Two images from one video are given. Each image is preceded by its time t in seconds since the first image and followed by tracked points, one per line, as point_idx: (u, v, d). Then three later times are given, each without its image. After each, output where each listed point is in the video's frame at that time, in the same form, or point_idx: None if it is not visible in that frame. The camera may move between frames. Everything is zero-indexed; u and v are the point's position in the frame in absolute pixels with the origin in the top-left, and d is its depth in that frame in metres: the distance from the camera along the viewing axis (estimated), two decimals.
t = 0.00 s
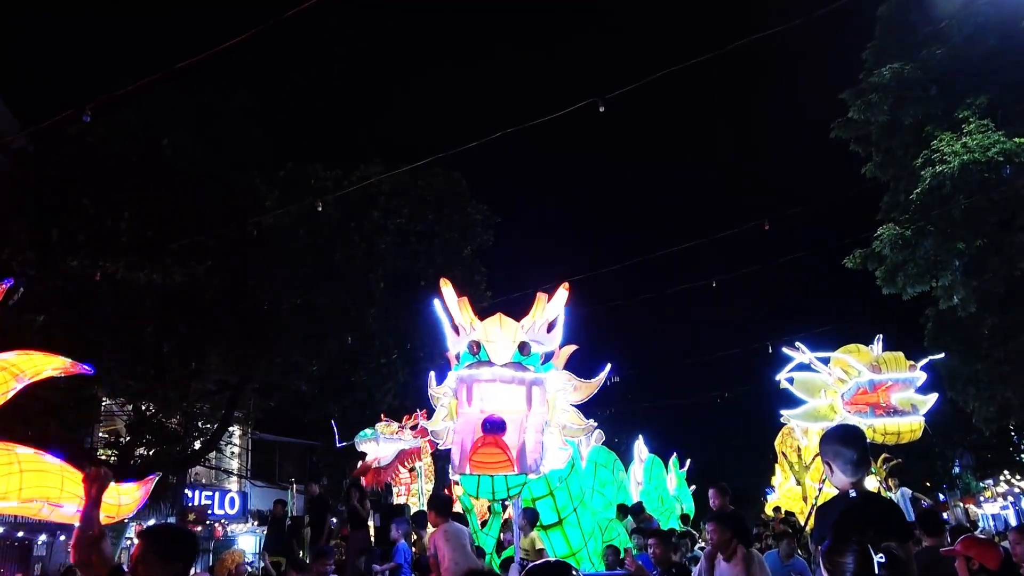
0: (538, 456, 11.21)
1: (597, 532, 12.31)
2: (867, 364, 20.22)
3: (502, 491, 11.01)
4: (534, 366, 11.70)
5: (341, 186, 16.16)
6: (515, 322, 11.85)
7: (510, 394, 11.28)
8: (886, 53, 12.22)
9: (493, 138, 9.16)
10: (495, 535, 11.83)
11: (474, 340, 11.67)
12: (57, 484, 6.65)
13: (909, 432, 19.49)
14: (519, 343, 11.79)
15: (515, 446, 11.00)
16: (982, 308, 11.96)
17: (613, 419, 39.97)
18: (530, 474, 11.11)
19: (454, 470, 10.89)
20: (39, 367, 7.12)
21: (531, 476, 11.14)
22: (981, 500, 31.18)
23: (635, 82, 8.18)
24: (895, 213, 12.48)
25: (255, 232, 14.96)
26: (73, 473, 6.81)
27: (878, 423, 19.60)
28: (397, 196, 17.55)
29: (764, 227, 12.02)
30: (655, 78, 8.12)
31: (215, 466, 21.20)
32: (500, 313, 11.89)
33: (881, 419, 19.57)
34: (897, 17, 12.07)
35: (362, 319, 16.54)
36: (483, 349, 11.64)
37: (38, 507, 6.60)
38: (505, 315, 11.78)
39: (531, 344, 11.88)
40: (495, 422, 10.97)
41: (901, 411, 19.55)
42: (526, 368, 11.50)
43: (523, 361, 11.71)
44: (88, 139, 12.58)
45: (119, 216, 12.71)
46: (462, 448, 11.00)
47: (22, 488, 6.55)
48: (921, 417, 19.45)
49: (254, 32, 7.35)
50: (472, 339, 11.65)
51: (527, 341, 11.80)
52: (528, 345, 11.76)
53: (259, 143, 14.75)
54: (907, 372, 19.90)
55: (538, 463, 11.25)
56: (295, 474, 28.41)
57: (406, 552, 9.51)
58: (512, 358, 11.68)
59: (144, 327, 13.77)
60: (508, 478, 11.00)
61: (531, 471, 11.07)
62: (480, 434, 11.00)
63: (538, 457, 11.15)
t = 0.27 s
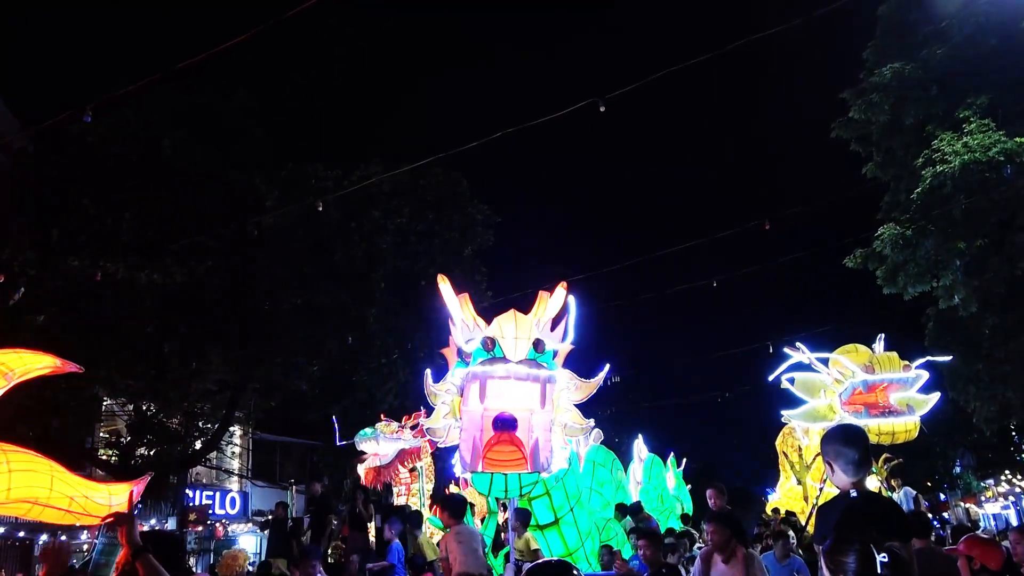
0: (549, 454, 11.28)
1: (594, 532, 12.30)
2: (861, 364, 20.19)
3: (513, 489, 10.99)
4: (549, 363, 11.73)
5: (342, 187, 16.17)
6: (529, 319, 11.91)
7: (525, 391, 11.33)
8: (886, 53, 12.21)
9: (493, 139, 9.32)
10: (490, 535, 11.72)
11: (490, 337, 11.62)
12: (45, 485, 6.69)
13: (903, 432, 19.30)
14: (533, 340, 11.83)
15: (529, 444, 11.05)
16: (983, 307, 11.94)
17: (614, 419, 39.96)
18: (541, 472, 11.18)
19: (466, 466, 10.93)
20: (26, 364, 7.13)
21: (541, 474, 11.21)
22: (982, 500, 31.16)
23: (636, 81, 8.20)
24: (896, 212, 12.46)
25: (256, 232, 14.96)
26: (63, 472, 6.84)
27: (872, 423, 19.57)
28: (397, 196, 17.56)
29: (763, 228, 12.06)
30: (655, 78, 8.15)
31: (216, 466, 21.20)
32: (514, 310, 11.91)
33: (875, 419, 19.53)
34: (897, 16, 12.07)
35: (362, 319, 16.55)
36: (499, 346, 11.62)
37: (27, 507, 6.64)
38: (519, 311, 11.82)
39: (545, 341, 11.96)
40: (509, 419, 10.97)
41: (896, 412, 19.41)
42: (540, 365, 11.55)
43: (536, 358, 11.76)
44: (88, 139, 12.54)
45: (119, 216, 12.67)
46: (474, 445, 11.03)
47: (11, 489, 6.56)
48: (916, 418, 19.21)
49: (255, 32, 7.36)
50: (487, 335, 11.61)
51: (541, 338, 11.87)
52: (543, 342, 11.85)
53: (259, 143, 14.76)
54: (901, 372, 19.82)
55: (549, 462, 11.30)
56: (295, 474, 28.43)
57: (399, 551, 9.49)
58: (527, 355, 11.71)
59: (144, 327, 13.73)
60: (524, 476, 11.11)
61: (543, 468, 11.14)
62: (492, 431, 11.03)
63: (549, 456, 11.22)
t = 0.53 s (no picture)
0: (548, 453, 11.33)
1: (592, 531, 12.26)
2: (853, 365, 20.23)
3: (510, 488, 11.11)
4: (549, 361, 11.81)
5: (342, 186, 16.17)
6: (530, 316, 11.96)
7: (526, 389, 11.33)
8: (887, 53, 12.20)
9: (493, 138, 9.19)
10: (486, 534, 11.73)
11: (490, 335, 11.65)
12: (33, 485, 6.76)
13: (897, 432, 19.34)
14: (533, 338, 11.88)
15: (529, 443, 11.08)
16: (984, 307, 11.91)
17: (615, 419, 39.93)
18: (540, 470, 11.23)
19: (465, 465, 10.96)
20: (15, 362, 7.28)
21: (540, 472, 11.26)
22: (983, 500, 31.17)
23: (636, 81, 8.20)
24: (897, 212, 12.44)
25: (256, 232, 14.94)
26: (51, 472, 6.95)
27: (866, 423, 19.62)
28: (397, 196, 17.56)
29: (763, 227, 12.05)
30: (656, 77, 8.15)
31: (217, 466, 21.19)
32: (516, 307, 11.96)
33: (869, 419, 19.53)
34: (898, 15, 12.05)
35: (363, 319, 16.54)
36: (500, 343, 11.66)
37: (14, 507, 6.68)
38: (521, 309, 11.87)
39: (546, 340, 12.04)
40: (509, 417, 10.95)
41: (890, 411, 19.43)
42: (541, 363, 11.57)
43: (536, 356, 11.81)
44: (89, 138, 12.51)
45: (120, 216, 12.65)
46: (474, 443, 11.01)
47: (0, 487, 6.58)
48: (909, 417, 19.26)
49: (256, 32, 7.35)
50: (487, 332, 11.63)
51: (542, 336, 11.93)
52: (543, 340, 11.91)
53: (260, 143, 14.74)
54: (892, 371, 19.90)
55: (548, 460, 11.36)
56: (296, 474, 28.43)
57: (393, 551, 9.38)
58: (527, 353, 11.76)
59: (144, 327, 13.69)
60: (523, 477, 11.25)
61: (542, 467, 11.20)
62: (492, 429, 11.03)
63: (549, 454, 11.28)
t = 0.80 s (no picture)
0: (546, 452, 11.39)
1: (589, 531, 12.28)
2: (843, 367, 20.43)
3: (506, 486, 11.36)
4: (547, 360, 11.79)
5: (343, 186, 16.18)
6: (527, 314, 11.95)
7: (523, 387, 11.34)
8: (888, 52, 12.19)
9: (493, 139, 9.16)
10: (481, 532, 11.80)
11: (487, 332, 11.63)
12: None
13: (889, 433, 19.55)
14: (531, 336, 11.86)
15: (526, 442, 11.14)
16: (985, 306, 11.91)
17: (616, 418, 39.90)
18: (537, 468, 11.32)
19: (462, 465, 11.05)
20: None
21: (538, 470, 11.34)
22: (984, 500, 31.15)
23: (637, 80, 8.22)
24: (897, 211, 12.43)
25: (257, 232, 14.95)
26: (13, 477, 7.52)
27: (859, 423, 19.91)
28: (398, 196, 17.59)
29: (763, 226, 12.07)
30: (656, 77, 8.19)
31: (218, 465, 21.20)
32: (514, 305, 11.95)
33: (861, 420, 19.78)
34: (899, 14, 12.03)
35: (364, 319, 16.56)
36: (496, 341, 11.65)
37: None
38: (518, 307, 11.85)
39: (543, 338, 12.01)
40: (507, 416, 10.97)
41: (880, 412, 19.67)
42: (539, 362, 11.57)
43: (534, 354, 11.80)
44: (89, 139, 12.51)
45: (121, 216, 12.65)
46: (470, 443, 11.10)
47: None
48: (902, 418, 19.44)
49: (257, 32, 7.34)
50: (484, 330, 11.59)
51: (539, 335, 11.90)
52: (541, 339, 11.89)
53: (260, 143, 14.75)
54: (883, 372, 20.02)
55: (546, 459, 11.45)
56: (297, 474, 28.45)
57: (389, 551, 9.39)
58: (525, 351, 11.74)
59: (146, 327, 13.69)
60: (519, 476, 11.64)
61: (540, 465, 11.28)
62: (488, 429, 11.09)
63: (547, 453, 11.35)
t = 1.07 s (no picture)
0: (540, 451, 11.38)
1: (583, 531, 12.27)
2: (830, 368, 20.62)
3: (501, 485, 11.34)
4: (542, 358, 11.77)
5: (341, 186, 16.18)
6: (523, 313, 11.93)
7: (518, 386, 11.35)
8: (886, 53, 12.21)
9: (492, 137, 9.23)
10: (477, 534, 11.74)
11: (483, 330, 11.58)
12: None
13: (879, 433, 19.53)
14: (526, 334, 11.82)
15: (521, 441, 11.14)
16: (982, 307, 11.93)
17: (613, 418, 39.93)
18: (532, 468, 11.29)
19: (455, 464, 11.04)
20: None
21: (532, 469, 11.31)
22: (981, 500, 31.17)
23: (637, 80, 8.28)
24: (895, 212, 12.44)
25: (255, 232, 14.94)
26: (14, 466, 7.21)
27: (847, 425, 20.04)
28: (397, 196, 17.60)
29: (761, 227, 12.11)
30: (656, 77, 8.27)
31: (215, 465, 21.18)
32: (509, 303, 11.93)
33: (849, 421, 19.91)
34: (897, 15, 12.04)
35: (362, 318, 16.56)
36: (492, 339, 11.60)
37: None
38: (515, 305, 11.83)
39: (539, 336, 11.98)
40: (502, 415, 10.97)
41: (867, 413, 19.71)
42: (535, 360, 11.58)
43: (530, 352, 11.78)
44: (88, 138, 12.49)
45: (119, 215, 12.63)
46: (464, 441, 11.09)
47: None
48: (889, 418, 19.45)
49: (256, 32, 7.34)
50: (480, 329, 11.55)
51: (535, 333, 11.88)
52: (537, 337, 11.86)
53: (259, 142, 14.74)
54: (870, 373, 20.08)
55: (541, 458, 11.44)
56: (294, 474, 28.43)
57: (380, 551, 9.37)
58: (520, 349, 11.69)
59: (143, 327, 13.66)
60: (513, 476, 11.67)
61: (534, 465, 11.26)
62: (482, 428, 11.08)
63: (541, 452, 11.35)
